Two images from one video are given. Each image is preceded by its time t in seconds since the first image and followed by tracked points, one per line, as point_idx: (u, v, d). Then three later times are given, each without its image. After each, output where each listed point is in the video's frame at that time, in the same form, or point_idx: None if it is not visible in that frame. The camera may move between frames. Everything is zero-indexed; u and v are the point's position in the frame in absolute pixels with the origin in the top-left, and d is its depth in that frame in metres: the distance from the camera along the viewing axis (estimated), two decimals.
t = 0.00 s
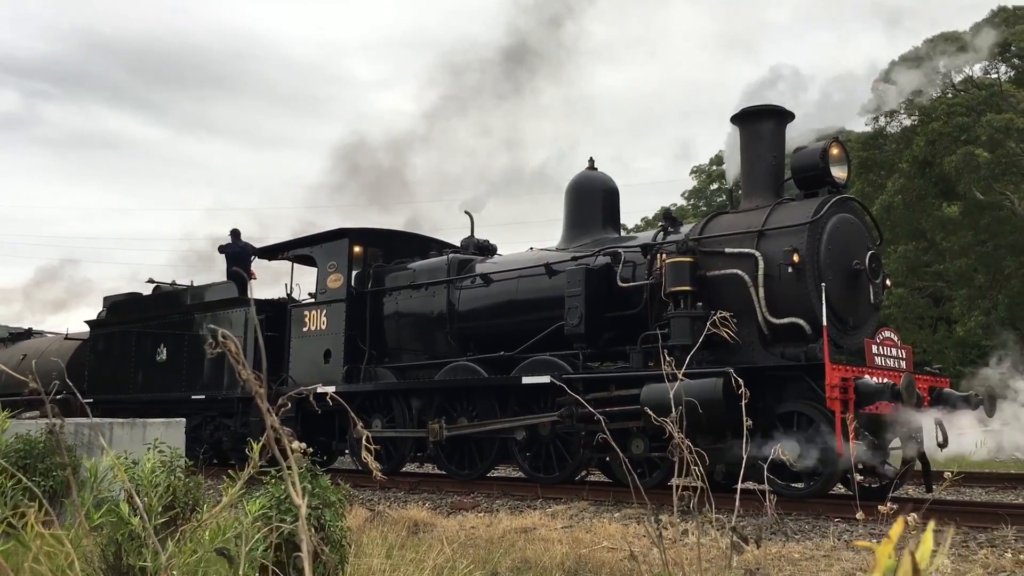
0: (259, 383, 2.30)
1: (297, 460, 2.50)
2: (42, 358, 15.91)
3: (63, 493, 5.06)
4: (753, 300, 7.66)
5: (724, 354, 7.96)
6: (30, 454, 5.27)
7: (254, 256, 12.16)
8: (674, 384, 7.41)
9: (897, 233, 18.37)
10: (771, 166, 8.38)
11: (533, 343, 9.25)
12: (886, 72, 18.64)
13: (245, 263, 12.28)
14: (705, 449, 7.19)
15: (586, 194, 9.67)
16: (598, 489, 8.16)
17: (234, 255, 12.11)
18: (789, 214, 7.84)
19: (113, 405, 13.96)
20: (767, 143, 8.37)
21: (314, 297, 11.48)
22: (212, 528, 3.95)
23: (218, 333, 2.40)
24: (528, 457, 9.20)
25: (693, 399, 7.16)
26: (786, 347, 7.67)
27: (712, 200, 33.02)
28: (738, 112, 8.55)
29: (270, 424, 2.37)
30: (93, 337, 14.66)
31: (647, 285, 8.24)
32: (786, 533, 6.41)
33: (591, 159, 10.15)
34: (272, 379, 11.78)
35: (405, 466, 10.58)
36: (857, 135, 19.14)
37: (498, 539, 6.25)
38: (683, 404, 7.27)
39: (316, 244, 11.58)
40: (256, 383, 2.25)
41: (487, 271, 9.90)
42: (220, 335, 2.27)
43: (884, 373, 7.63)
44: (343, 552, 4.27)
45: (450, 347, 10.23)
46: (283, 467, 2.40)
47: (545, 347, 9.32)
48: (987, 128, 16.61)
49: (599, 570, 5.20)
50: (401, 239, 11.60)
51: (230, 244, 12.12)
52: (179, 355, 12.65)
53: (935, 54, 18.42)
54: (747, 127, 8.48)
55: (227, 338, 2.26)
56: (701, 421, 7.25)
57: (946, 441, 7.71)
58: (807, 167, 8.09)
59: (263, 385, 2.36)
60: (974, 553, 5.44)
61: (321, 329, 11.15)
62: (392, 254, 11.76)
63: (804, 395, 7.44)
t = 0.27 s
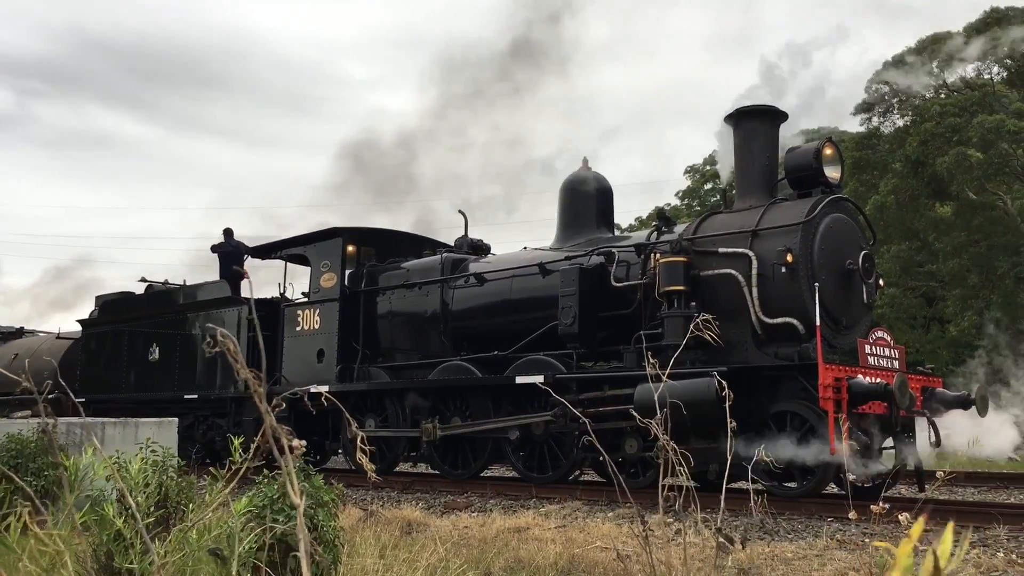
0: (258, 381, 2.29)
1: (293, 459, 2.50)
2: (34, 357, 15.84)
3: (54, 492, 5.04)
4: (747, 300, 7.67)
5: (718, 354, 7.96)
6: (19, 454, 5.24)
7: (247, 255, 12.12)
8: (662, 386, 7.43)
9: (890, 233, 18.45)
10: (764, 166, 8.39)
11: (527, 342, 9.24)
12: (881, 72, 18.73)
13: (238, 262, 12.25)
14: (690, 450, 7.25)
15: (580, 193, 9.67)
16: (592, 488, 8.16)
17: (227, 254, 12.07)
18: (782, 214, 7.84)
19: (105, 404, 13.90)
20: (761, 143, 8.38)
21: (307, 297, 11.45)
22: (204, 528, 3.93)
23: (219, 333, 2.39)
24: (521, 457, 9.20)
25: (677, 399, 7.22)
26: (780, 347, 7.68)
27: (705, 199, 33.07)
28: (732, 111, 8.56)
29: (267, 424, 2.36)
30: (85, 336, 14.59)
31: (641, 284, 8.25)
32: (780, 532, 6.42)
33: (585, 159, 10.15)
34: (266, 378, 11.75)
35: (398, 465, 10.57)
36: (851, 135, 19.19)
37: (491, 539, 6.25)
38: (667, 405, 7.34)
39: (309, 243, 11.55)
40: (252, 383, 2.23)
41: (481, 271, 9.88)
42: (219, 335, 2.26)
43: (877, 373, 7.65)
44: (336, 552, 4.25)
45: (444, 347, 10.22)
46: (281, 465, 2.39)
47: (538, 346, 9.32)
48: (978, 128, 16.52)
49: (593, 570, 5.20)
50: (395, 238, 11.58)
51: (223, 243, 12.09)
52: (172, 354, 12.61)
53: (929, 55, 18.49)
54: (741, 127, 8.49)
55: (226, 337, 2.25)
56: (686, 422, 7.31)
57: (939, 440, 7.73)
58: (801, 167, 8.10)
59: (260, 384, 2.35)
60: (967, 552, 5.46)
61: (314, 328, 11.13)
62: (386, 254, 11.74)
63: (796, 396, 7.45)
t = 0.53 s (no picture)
0: (259, 380, 2.29)
1: (294, 457, 2.52)
2: (29, 355, 15.80)
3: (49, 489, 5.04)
4: (742, 299, 7.69)
5: (713, 353, 7.98)
6: (14, 451, 5.23)
7: (243, 253, 12.11)
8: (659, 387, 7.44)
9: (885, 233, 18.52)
10: (760, 166, 8.40)
11: (522, 341, 9.25)
12: (878, 71, 18.79)
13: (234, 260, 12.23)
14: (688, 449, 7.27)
15: (576, 192, 9.67)
16: (586, 487, 8.16)
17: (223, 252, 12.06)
18: (778, 214, 7.86)
19: (100, 401, 13.88)
20: (756, 142, 8.40)
21: (303, 294, 11.45)
22: (198, 526, 3.92)
23: (218, 332, 2.39)
24: (516, 455, 9.20)
25: (677, 400, 7.20)
26: (775, 347, 7.69)
27: (701, 198, 33.13)
28: (728, 111, 8.57)
29: (264, 423, 2.37)
30: (81, 333, 14.57)
31: (636, 283, 8.26)
32: (774, 531, 6.43)
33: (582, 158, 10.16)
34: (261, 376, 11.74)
35: (394, 464, 10.58)
36: (847, 135, 19.24)
37: (485, 538, 6.25)
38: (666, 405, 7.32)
39: (305, 241, 11.55)
40: (249, 380, 2.23)
41: (477, 269, 9.89)
42: (218, 334, 2.26)
43: (872, 372, 7.67)
44: (331, 550, 4.24)
45: (439, 345, 10.22)
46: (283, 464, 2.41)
47: (533, 345, 9.33)
48: (972, 129, 16.58)
49: (587, 568, 5.21)
50: (390, 236, 11.58)
51: (218, 240, 12.07)
52: (167, 352, 12.59)
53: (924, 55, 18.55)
54: (737, 127, 8.50)
55: (226, 337, 2.25)
56: (686, 421, 7.31)
57: (932, 440, 7.75)
58: (796, 166, 8.12)
59: (261, 384, 2.36)
60: (960, 552, 5.46)
61: (309, 327, 11.12)
62: (382, 252, 11.74)
63: (791, 395, 7.48)
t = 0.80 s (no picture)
0: (254, 379, 2.29)
1: (290, 456, 2.49)
2: (28, 354, 15.79)
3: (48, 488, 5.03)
4: (742, 299, 7.69)
5: (712, 353, 7.98)
6: (13, 450, 5.22)
7: (243, 252, 12.11)
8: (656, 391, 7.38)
9: (885, 234, 18.54)
10: (760, 166, 8.41)
11: (522, 341, 9.26)
12: (878, 72, 18.80)
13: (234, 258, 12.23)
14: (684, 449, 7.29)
15: (576, 192, 9.68)
16: (586, 487, 8.17)
17: (223, 251, 12.05)
18: (778, 214, 7.86)
19: (100, 400, 13.88)
20: (756, 143, 8.40)
21: (303, 294, 11.44)
22: (197, 525, 3.92)
23: (215, 331, 2.38)
24: (516, 455, 9.21)
25: (673, 400, 7.21)
26: (774, 347, 7.69)
27: (701, 198, 33.13)
28: (728, 111, 8.57)
29: (262, 421, 2.37)
30: (80, 332, 14.56)
31: (636, 283, 8.26)
32: (773, 531, 6.44)
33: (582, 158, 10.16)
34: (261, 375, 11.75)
35: (393, 463, 10.58)
36: (847, 135, 19.24)
37: (485, 537, 6.25)
38: (662, 405, 7.34)
39: (305, 241, 11.54)
40: (247, 380, 2.23)
41: (476, 269, 9.89)
42: (215, 334, 2.26)
43: (871, 373, 7.67)
44: (330, 550, 4.25)
45: (439, 345, 10.23)
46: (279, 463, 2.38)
47: (533, 345, 9.33)
48: (972, 131, 16.57)
49: (586, 568, 5.22)
50: (390, 236, 11.58)
51: (218, 239, 12.07)
52: (167, 351, 12.58)
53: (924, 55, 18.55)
54: (737, 127, 8.50)
55: (224, 336, 2.26)
56: (682, 421, 7.33)
57: (931, 441, 7.76)
58: (796, 167, 8.11)
59: (257, 383, 2.36)
60: (958, 553, 5.47)
61: (309, 326, 11.13)
62: (382, 251, 11.74)
63: (791, 395, 7.48)
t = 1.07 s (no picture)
0: (254, 379, 2.29)
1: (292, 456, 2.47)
2: (32, 354, 15.84)
3: (53, 487, 5.04)
4: (746, 299, 7.68)
5: (716, 353, 7.97)
6: (19, 450, 5.24)
7: (247, 252, 12.13)
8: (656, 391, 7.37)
9: (890, 233, 18.52)
10: (764, 166, 8.40)
11: (525, 341, 9.26)
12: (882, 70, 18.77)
13: (238, 258, 12.25)
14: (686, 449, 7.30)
15: (579, 191, 9.67)
16: (589, 487, 8.17)
17: (227, 251, 12.07)
18: (782, 213, 7.85)
19: (104, 400, 13.92)
20: (760, 142, 8.39)
21: (307, 294, 11.46)
22: (200, 525, 3.92)
23: (216, 332, 2.38)
24: (519, 455, 9.21)
25: (675, 400, 7.21)
26: (778, 347, 7.68)
27: (705, 198, 33.07)
28: (732, 111, 8.56)
29: (264, 421, 2.37)
30: (85, 332, 14.60)
31: (640, 283, 8.26)
32: (777, 531, 6.43)
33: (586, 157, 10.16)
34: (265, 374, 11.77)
35: (397, 462, 10.59)
36: (851, 134, 19.20)
37: (488, 537, 6.25)
38: (664, 405, 7.34)
39: (309, 240, 11.56)
40: (248, 381, 2.23)
41: (480, 268, 9.89)
42: (216, 335, 2.26)
43: (875, 373, 7.66)
44: (334, 550, 4.25)
45: (443, 345, 10.23)
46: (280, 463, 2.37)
47: (536, 345, 9.34)
48: (976, 130, 16.52)
49: (590, 567, 5.21)
50: (394, 235, 11.58)
51: (222, 239, 12.09)
52: (171, 351, 12.60)
53: (929, 54, 18.51)
54: (741, 127, 8.50)
55: (223, 337, 2.25)
56: (683, 421, 7.33)
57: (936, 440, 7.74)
58: (800, 166, 8.10)
59: (256, 383, 2.35)
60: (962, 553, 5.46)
61: (313, 326, 11.14)
62: (386, 251, 11.75)
63: (794, 395, 7.47)
